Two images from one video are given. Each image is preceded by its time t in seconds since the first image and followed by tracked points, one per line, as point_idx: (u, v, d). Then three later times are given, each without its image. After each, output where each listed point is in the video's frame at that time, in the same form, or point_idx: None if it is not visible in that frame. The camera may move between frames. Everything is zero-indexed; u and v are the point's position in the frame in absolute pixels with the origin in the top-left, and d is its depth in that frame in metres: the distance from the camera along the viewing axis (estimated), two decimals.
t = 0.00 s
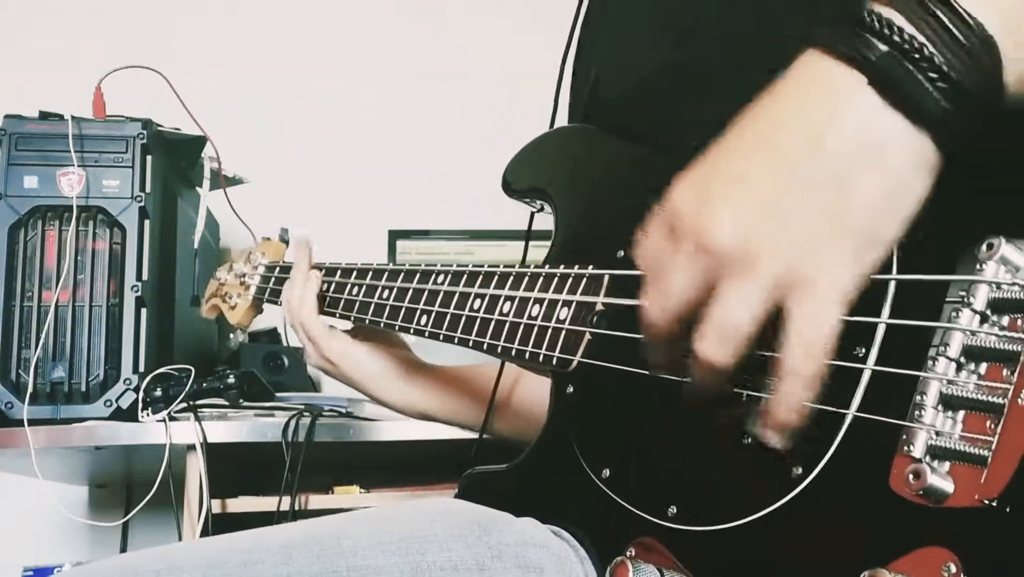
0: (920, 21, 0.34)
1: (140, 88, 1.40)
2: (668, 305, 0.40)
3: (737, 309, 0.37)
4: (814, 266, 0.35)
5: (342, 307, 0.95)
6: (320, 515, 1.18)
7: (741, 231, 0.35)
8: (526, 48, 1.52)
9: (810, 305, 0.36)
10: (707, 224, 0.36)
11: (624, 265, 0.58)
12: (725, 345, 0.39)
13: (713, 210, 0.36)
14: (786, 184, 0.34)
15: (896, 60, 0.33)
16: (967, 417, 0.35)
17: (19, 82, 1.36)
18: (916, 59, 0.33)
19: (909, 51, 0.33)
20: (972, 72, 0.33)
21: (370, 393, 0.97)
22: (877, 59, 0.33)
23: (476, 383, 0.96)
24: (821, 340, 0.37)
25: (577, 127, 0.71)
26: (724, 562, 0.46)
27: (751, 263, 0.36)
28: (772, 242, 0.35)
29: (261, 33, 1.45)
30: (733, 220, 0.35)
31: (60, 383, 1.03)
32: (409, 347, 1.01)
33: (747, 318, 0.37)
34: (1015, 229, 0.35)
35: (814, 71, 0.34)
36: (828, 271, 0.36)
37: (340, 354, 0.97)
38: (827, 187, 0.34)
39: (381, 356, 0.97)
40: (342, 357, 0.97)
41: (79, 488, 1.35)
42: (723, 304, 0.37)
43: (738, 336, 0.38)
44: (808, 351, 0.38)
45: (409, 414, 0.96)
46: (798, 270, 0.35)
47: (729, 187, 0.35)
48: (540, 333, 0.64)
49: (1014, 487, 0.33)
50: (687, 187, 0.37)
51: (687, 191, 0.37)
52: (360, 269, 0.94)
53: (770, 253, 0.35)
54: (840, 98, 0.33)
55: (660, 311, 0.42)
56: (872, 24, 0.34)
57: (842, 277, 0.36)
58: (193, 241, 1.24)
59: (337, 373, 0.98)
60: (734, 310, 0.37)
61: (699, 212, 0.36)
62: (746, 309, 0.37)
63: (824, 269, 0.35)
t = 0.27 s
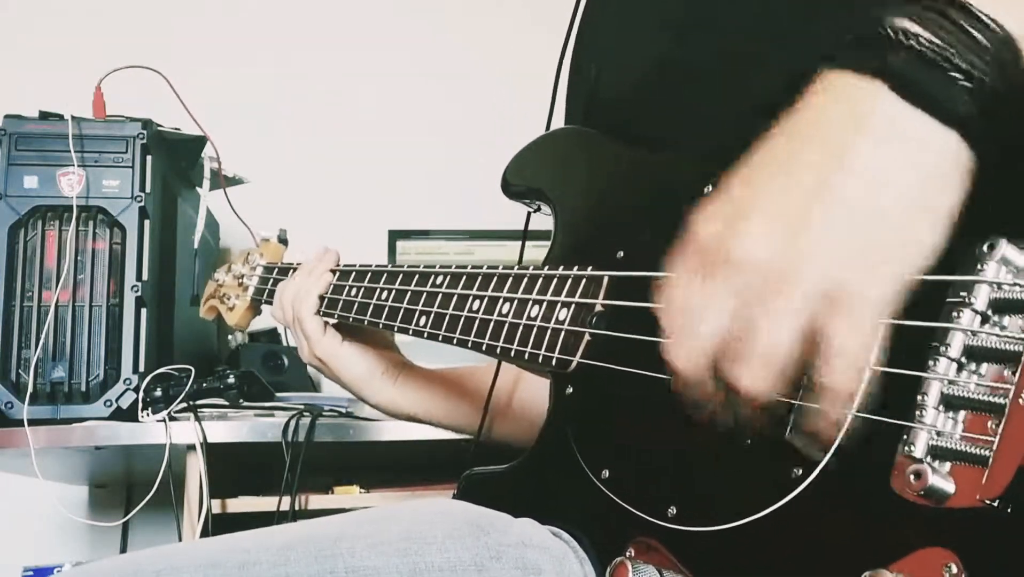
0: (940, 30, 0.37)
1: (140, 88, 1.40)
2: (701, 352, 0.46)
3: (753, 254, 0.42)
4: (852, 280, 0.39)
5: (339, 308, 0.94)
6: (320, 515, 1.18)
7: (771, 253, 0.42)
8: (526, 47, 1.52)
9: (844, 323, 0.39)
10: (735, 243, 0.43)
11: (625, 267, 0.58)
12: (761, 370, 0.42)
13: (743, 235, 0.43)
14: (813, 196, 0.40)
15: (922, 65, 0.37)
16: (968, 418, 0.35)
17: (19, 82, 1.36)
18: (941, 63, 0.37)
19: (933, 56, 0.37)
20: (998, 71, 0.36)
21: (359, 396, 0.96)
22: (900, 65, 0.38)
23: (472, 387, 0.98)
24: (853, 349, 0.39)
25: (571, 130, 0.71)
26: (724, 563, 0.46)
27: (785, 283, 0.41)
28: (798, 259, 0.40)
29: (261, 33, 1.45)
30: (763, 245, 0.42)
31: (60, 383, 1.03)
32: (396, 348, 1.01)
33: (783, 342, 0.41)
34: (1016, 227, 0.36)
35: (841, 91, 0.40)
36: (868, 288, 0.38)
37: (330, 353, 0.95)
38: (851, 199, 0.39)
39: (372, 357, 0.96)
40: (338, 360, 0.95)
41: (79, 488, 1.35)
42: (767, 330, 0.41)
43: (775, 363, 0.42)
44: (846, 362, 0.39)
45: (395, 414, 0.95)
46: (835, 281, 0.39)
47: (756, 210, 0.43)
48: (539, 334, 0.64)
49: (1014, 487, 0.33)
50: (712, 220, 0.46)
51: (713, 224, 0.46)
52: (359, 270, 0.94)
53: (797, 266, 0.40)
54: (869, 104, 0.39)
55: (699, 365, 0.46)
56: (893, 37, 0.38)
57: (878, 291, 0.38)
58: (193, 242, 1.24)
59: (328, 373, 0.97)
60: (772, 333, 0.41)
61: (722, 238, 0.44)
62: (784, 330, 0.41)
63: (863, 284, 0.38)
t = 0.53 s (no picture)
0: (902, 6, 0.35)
1: (140, 88, 1.40)
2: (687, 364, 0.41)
3: (723, 295, 0.37)
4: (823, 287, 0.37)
5: (343, 311, 0.94)
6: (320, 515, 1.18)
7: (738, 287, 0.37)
8: (526, 47, 1.52)
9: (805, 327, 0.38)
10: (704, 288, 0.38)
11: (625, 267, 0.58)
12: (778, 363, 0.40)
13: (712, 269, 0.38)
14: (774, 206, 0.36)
15: (878, 43, 0.35)
16: (966, 413, 0.35)
17: (19, 83, 1.37)
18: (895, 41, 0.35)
19: (890, 34, 0.35)
20: (953, 55, 0.34)
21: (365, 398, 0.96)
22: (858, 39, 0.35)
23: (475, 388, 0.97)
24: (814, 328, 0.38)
25: (571, 132, 0.71)
26: (722, 562, 0.46)
27: (730, 245, 0.37)
28: (748, 218, 0.36)
29: (261, 33, 1.45)
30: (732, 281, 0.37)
31: (60, 383, 1.03)
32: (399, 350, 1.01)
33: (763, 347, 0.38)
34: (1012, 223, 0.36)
35: (791, 76, 0.36)
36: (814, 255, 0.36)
37: (331, 355, 0.95)
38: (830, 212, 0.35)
39: (376, 360, 0.96)
40: (342, 364, 0.95)
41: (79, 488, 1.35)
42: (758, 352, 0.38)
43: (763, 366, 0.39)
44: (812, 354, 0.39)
45: (397, 416, 0.95)
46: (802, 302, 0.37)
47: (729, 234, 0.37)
48: (539, 335, 0.64)
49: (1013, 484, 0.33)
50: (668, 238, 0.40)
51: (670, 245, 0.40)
52: (362, 273, 0.94)
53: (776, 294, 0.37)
54: (824, 86, 0.35)
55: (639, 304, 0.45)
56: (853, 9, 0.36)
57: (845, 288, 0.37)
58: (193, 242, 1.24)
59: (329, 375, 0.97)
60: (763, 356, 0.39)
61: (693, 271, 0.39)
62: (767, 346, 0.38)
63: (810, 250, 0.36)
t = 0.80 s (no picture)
0: (940, 45, 0.36)
1: (140, 88, 1.40)
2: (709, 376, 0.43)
3: (751, 287, 0.39)
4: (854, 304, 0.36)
5: (343, 310, 0.95)
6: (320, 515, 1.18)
7: (768, 280, 0.38)
8: (526, 47, 1.52)
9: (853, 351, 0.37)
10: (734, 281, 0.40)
11: (627, 267, 0.58)
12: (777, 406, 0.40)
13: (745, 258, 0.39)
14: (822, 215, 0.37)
15: (923, 86, 0.35)
16: (970, 417, 0.35)
17: (19, 83, 1.36)
18: (940, 82, 0.35)
19: (933, 75, 0.36)
20: (998, 92, 0.35)
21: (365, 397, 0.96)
22: (899, 86, 0.36)
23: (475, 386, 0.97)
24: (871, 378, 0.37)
25: (573, 132, 0.71)
26: (728, 563, 0.46)
27: (789, 312, 0.38)
28: (805, 288, 0.37)
29: (261, 33, 1.45)
30: (764, 274, 0.38)
31: (61, 383, 1.03)
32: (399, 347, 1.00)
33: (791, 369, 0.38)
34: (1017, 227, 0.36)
35: (842, 107, 0.37)
36: (873, 312, 0.36)
37: (331, 353, 0.95)
38: (860, 217, 0.36)
39: (377, 359, 0.96)
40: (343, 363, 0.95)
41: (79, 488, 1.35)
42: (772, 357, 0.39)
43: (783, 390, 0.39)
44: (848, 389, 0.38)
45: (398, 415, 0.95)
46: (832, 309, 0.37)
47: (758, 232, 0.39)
48: (541, 335, 0.64)
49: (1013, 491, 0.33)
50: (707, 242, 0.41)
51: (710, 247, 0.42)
52: (362, 272, 0.94)
53: (802, 299, 0.37)
54: (870, 135, 0.36)
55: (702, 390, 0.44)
56: (890, 55, 0.37)
57: (884, 309, 0.36)
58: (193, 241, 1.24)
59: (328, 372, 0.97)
60: (784, 368, 0.39)
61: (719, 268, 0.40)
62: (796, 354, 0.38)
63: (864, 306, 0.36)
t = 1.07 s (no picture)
0: (937, 55, 0.36)
1: (139, 88, 1.40)
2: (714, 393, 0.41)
3: (761, 298, 0.38)
4: (861, 317, 0.36)
5: (344, 311, 0.95)
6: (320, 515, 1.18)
7: (778, 288, 0.37)
8: (525, 48, 1.52)
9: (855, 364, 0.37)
10: (740, 292, 0.38)
11: (631, 269, 0.58)
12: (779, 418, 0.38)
13: (750, 273, 0.38)
14: (824, 223, 0.37)
15: (917, 96, 0.36)
16: (974, 419, 0.36)
17: (18, 83, 1.36)
18: (937, 91, 0.36)
19: (928, 85, 0.36)
20: (994, 100, 0.35)
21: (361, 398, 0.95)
22: (896, 96, 0.36)
23: (475, 386, 0.96)
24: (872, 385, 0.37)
25: (576, 134, 0.72)
26: (729, 565, 0.46)
27: (794, 326, 0.37)
28: (807, 296, 0.37)
29: (261, 32, 1.45)
30: (773, 279, 0.37)
31: (61, 383, 1.03)
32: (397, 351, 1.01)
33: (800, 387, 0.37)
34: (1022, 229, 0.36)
35: (839, 123, 0.38)
36: (879, 324, 0.36)
37: (329, 356, 0.95)
38: (860, 216, 0.36)
39: (374, 360, 0.95)
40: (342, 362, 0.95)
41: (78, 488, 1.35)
42: (775, 372, 0.38)
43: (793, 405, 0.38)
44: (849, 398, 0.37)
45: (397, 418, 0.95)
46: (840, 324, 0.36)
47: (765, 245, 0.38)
48: (544, 336, 0.64)
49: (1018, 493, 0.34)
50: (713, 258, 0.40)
51: (713, 261, 0.40)
52: (365, 273, 0.94)
53: (810, 307, 0.37)
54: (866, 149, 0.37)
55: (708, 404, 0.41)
56: (886, 66, 0.37)
57: (890, 323, 0.36)
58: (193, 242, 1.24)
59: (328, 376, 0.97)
60: (789, 379, 0.38)
61: (725, 276, 0.39)
62: (807, 371, 0.37)
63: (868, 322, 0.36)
